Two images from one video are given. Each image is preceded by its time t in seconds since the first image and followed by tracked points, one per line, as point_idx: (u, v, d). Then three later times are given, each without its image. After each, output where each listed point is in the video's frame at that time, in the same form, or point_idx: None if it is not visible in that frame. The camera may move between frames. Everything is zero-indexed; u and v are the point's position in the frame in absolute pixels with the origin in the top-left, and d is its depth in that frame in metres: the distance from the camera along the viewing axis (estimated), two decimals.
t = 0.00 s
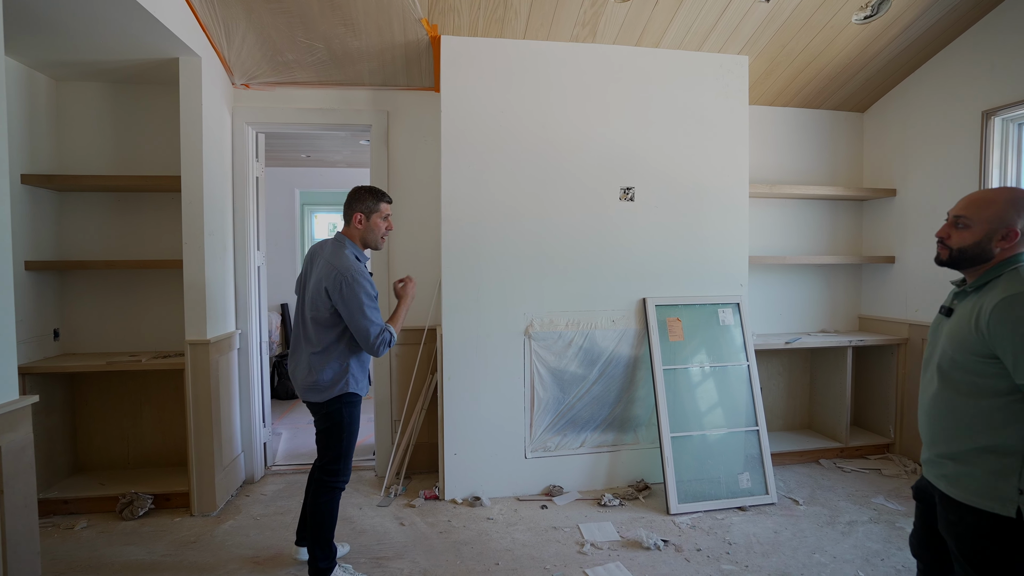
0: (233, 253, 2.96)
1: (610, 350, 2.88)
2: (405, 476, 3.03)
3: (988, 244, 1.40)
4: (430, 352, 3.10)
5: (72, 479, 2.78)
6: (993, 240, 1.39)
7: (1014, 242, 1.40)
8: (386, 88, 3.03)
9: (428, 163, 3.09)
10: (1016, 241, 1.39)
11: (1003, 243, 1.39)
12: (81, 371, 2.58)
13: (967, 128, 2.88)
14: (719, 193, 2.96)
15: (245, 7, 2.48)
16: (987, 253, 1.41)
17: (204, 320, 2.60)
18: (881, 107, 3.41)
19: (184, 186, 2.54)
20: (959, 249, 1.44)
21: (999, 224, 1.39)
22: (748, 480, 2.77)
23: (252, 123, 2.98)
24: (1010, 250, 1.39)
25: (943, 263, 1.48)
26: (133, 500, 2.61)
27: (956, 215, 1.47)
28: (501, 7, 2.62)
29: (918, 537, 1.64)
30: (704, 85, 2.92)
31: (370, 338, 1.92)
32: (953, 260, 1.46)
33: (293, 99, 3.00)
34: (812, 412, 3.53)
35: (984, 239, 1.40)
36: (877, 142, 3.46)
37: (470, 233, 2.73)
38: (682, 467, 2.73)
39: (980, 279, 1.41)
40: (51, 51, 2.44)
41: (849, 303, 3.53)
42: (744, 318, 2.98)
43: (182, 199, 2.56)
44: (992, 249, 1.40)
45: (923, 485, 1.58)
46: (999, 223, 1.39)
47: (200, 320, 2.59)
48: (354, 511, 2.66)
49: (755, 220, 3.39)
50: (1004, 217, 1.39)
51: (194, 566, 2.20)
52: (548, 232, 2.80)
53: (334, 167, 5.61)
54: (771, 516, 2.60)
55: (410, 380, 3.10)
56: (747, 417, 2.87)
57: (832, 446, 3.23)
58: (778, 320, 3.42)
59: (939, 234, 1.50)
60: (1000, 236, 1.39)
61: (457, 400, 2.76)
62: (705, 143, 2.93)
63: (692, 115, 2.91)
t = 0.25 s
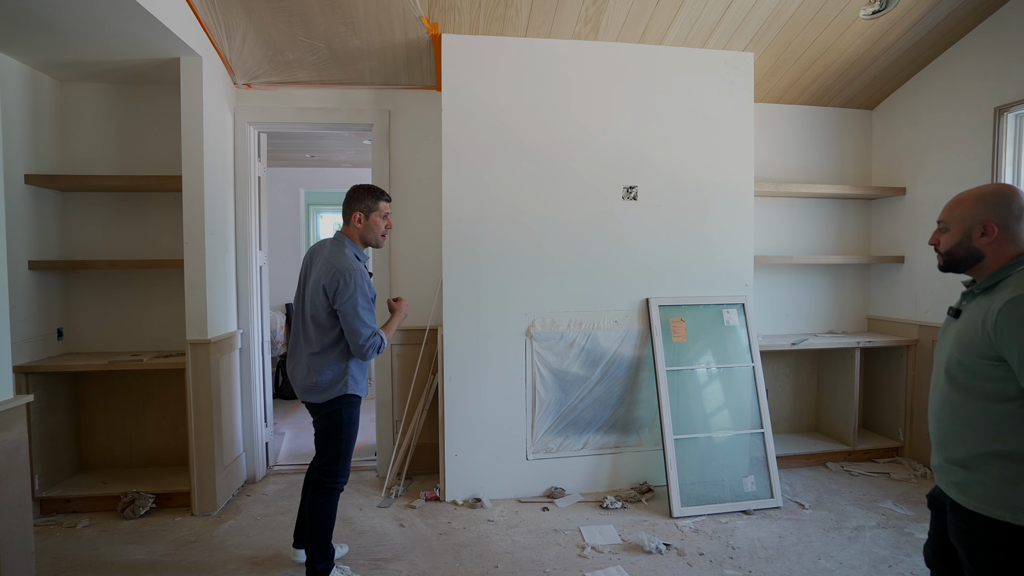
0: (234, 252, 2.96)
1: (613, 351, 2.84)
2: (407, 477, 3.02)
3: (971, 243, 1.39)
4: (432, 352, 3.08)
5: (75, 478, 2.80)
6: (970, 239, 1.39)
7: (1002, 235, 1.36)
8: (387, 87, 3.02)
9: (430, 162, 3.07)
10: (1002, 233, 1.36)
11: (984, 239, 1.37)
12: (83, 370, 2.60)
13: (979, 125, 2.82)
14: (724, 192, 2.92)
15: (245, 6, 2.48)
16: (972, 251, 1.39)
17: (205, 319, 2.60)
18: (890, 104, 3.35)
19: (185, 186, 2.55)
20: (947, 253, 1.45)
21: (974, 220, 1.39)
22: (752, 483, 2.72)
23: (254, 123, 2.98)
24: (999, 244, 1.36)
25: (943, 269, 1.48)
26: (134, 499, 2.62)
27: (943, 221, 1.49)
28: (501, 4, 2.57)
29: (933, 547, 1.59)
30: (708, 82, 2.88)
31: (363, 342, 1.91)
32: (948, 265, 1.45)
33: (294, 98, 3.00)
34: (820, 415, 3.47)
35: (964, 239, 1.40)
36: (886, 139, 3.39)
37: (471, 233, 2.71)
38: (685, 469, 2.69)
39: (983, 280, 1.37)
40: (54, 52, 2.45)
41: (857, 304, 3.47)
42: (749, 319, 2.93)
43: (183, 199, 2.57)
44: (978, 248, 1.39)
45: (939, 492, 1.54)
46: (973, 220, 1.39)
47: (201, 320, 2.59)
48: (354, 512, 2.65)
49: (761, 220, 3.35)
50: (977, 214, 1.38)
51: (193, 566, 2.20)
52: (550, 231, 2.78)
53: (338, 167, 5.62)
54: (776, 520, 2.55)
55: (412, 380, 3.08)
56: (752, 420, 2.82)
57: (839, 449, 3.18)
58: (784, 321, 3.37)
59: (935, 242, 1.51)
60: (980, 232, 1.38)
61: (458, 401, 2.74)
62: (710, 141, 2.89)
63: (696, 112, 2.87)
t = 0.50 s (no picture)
0: (235, 252, 2.96)
1: (614, 351, 2.82)
2: (407, 477, 3.01)
3: (981, 236, 1.37)
4: (432, 352, 3.07)
5: (77, 476, 2.81)
6: (980, 231, 1.37)
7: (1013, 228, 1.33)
8: (389, 86, 3.02)
9: (431, 161, 3.06)
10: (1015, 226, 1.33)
11: (994, 232, 1.35)
12: (85, 369, 2.60)
13: (988, 122, 2.78)
14: (727, 190, 2.89)
15: (245, 5, 2.48)
16: (982, 244, 1.37)
17: (205, 318, 2.60)
18: (896, 102, 3.31)
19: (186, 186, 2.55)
20: (958, 246, 1.43)
21: (985, 213, 1.37)
22: (755, 485, 2.69)
23: (255, 122, 2.98)
24: (1009, 237, 1.33)
25: (956, 263, 1.46)
26: (135, 498, 2.62)
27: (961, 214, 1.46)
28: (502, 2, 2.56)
29: (931, 547, 1.57)
30: (711, 80, 2.85)
31: (357, 342, 1.89)
32: (960, 258, 1.43)
33: (295, 97, 3.00)
34: (825, 416, 3.43)
35: (974, 231, 1.39)
36: (892, 138, 3.35)
37: (472, 232, 2.69)
38: (687, 471, 2.66)
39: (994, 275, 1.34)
40: (56, 51, 2.46)
41: (863, 304, 3.43)
42: (752, 319, 2.90)
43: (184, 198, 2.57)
44: (989, 241, 1.36)
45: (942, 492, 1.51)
46: (985, 212, 1.37)
47: (201, 319, 2.59)
48: (354, 512, 2.64)
49: (765, 219, 3.31)
50: (990, 206, 1.36)
51: (192, 565, 2.20)
52: (551, 231, 2.76)
53: (342, 167, 5.62)
54: (779, 523, 2.52)
55: (412, 380, 3.07)
56: (755, 421, 2.79)
57: (844, 451, 3.14)
58: (788, 322, 3.34)
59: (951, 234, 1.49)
60: (990, 225, 1.36)
61: (458, 401, 2.73)
62: (713, 139, 2.87)
63: (699, 111, 2.85)
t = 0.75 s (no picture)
0: (235, 252, 2.96)
1: (614, 351, 2.80)
2: (407, 477, 3.00)
3: (987, 234, 1.35)
4: (432, 352, 3.07)
5: (78, 476, 2.82)
6: (987, 229, 1.35)
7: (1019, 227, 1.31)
8: (388, 86, 3.01)
9: (431, 161, 3.06)
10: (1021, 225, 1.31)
11: (1001, 229, 1.33)
12: (85, 369, 2.61)
13: (993, 121, 2.75)
14: (728, 190, 2.87)
15: (245, 5, 2.48)
16: (988, 242, 1.35)
17: (205, 318, 2.60)
18: (900, 100, 3.28)
19: (186, 186, 2.55)
20: (964, 244, 1.41)
21: (992, 211, 1.35)
22: (757, 487, 2.67)
23: (255, 122, 2.98)
24: (1015, 236, 1.32)
25: (960, 261, 1.43)
26: (135, 497, 2.63)
27: (965, 211, 1.44)
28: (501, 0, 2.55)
29: (930, 548, 1.55)
30: (712, 78, 2.83)
31: (351, 346, 1.88)
32: (964, 257, 1.41)
33: (295, 97, 3.00)
34: (827, 417, 3.41)
35: (980, 229, 1.36)
36: (896, 137, 3.32)
37: (471, 232, 2.69)
38: (688, 472, 2.65)
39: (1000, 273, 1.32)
40: (57, 51, 2.46)
41: (866, 305, 3.40)
42: (754, 319, 2.88)
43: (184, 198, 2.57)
44: (995, 240, 1.34)
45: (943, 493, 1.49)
46: (992, 210, 1.34)
47: (201, 319, 2.59)
48: (353, 513, 2.64)
49: (767, 219, 3.29)
50: (997, 205, 1.34)
51: (191, 565, 2.20)
52: (551, 230, 2.75)
53: (343, 167, 5.63)
54: (780, 525, 2.50)
55: (412, 380, 3.07)
56: (756, 422, 2.77)
57: (847, 453, 3.11)
58: (790, 322, 3.31)
59: (955, 232, 1.47)
60: (996, 223, 1.34)
61: (457, 402, 2.72)
62: (714, 138, 2.85)
63: (700, 110, 2.83)
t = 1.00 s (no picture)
0: (235, 251, 2.96)
1: (614, 350, 2.79)
2: (407, 477, 3.00)
3: (981, 232, 1.34)
4: (432, 351, 3.06)
5: (78, 474, 2.82)
6: (981, 226, 1.34)
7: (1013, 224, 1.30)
8: (388, 85, 3.01)
9: (431, 160, 3.05)
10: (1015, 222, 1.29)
11: (994, 226, 1.32)
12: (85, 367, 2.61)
13: (996, 119, 2.73)
14: (729, 188, 2.86)
15: (244, 4, 2.48)
16: (983, 239, 1.34)
17: (204, 317, 2.60)
18: (903, 99, 3.26)
19: (185, 185, 2.55)
20: (961, 241, 1.40)
21: (986, 208, 1.34)
22: (758, 487, 2.66)
23: (255, 121, 2.98)
24: (1009, 233, 1.30)
25: (960, 259, 1.42)
26: (135, 496, 2.63)
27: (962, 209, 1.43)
28: None
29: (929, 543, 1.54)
30: (712, 77, 2.82)
31: (359, 342, 1.89)
32: (963, 255, 1.40)
33: (295, 96, 3.00)
34: (828, 417, 3.39)
35: (975, 227, 1.35)
36: (898, 135, 3.31)
37: (471, 231, 2.68)
38: (688, 472, 2.64)
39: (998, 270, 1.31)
40: (56, 50, 2.46)
41: (868, 304, 3.39)
42: (754, 319, 2.87)
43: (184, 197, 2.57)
44: (990, 237, 1.33)
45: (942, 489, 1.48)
46: (986, 207, 1.33)
47: (200, 317, 2.59)
48: (353, 512, 2.63)
49: (768, 218, 3.28)
50: (991, 202, 1.33)
51: (190, 563, 2.20)
52: (551, 229, 2.74)
53: (344, 166, 5.63)
54: (780, 525, 2.49)
55: (412, 379, 3.06)
56: (757, 422, 2.76)
57: (849, 453, 3.10)
58: (792, 322, 3.30)
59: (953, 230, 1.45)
60: (990, 220, 1.33)
61: (457, 401, 2.71)
62: (715, 137, 2.84)
63: (700, 108, 2.82)
